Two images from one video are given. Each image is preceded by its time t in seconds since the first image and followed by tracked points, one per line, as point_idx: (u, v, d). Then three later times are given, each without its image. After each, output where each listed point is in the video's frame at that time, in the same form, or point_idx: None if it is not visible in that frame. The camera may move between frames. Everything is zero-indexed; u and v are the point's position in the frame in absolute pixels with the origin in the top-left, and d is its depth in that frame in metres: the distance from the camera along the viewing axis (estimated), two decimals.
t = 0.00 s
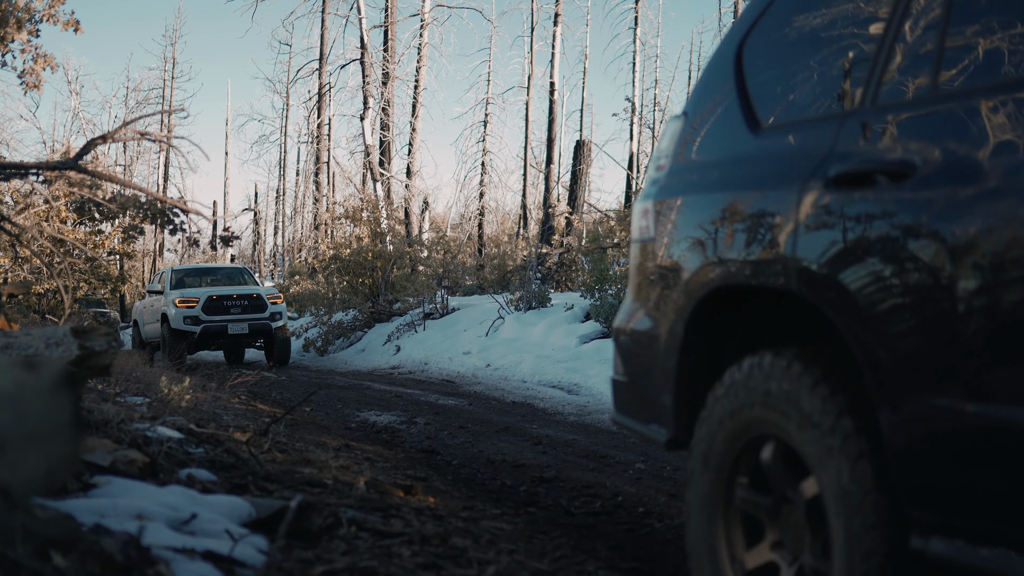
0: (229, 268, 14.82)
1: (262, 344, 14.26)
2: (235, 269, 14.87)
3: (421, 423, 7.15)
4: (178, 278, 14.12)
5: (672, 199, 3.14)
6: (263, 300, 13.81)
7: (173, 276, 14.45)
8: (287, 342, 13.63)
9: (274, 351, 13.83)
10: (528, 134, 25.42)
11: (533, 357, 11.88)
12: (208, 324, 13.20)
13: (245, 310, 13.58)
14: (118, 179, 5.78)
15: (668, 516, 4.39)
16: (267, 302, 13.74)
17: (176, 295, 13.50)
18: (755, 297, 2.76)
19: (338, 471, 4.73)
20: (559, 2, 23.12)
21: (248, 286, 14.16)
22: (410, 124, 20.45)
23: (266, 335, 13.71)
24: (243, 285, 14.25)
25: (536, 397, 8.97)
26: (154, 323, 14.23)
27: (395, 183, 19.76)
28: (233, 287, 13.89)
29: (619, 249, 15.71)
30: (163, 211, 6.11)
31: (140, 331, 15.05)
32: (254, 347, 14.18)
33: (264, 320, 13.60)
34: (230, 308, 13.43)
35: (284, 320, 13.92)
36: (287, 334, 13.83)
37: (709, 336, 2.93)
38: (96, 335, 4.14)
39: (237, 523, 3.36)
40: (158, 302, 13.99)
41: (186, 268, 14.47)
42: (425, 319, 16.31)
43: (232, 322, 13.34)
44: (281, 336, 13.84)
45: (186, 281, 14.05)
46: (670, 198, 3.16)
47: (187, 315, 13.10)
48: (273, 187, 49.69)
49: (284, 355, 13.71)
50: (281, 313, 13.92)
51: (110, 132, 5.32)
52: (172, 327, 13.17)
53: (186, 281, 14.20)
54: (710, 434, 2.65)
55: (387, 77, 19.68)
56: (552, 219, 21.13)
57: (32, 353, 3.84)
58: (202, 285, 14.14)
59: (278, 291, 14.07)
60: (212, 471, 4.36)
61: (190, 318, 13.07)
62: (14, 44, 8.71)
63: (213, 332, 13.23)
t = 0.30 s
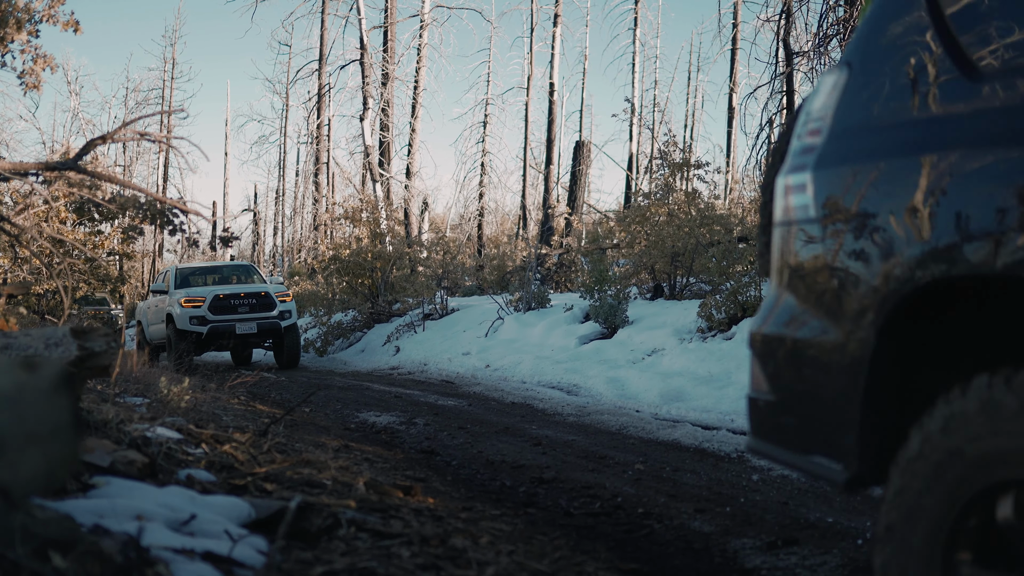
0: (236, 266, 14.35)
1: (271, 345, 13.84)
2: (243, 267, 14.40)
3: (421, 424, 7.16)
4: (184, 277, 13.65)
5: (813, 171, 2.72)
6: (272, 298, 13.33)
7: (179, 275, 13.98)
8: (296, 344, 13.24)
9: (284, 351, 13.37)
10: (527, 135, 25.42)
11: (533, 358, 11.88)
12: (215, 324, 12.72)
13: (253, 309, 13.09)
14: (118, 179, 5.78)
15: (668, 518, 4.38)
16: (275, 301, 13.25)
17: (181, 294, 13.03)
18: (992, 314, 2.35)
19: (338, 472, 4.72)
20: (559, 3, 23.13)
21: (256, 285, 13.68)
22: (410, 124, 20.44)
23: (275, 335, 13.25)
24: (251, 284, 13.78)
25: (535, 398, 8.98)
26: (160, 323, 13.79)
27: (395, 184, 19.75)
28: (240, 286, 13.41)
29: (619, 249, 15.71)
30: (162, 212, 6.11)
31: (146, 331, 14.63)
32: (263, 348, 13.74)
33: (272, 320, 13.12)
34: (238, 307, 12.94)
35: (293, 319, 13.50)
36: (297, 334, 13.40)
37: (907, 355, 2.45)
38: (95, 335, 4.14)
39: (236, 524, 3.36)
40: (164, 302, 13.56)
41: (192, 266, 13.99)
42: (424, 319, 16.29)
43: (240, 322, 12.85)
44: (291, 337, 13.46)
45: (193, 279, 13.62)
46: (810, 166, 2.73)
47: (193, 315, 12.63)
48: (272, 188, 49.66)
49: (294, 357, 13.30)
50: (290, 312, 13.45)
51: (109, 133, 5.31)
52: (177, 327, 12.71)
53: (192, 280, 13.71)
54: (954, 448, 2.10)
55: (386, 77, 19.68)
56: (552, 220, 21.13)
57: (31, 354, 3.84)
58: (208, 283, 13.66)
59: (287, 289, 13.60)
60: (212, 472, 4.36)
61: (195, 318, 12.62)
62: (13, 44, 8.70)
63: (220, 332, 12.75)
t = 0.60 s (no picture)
0: (247, 265, 13.40)
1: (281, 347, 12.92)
2: (254, 265, 13.44)
3: (420, 425, 7.15)
4: (191, 275, 12.65)
5: None
6: (285, 298, 12.39)
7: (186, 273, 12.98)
8: (309, 345, 12.42)
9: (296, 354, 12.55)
10: (527, 135, 25.41)
11: (533, 359, 11.89)
12: (225, 325, 11.70)
13: (265, 309, 12.08)
14: (117, 180, 5.79)
15: (668, 519, 4.38)
16: (289, 301, 12.33)
17: (189, 293, 12.00)
18: None
19: (337, 473, 4.72)
20: (558, 3, 23.13)
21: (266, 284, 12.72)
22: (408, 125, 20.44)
23: (287, 337, 12.32)
24: (263, 283, 12.82)
25: (535, 398, 8.98)
26: (167, 324, 12.85)
27: (394, 185, 19.76)
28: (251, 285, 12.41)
29: (618, 250, 15.71)
30: (161, 212, 6.10)
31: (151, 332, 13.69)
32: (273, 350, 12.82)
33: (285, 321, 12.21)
34: (249, 307, 11.93)
35: (307, 318, 12.55)
36: (310, 335, 12.56)
37: None
38: (94, 336, 4.14)
39: (236, 525, 3.36)
40: (171, 301, 12.59)
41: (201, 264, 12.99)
42: (424, 320, 16.28)
43: (251, 323, 11.85)
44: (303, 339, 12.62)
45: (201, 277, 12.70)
46: (1022, 126, 2.33)
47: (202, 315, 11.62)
48: (271, 189, 49.62)
49: (307, 360, 12.52)
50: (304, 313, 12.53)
51: (108, 133, 5.32)
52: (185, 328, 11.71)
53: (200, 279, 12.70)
54: None
55: (386, 78, 19.67)
56: (551, 220, 21.13)
57: (30, 354, 3.83)
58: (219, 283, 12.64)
59: (300, 289, 12.69)
60: (211, 473, 4.36)
61: (204, 319, 11.61)
62: (11, 44, 8.70)
63: (230, 334, 11.74)
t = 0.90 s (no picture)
0: (258, 264, 12.76)
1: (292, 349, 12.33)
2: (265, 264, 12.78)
3: (419, 427, 7.15)
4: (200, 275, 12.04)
5: None
6: (299, 299, 11.76)
7: (195, 272, 12.34)
8: (323, 348, 11.88)
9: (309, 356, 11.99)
10: (526, 136, 25.42)
11: (532, 360, 11.88)
12: (236, 327, 11.09)
13: (278, 311, 11.46)
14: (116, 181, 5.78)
15: (667, 520, 4.38)
16: (302, 302, 11.71)
17: (198, 293, 11.40)
18: None
19: (336, 474, 4.72)
20: (557, 5, 23.15)
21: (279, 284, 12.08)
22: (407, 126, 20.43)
23: (301, 339, 11.72)
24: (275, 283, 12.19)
25: (534, 400, 8.97)
26: (175, 324, 12.26)
27: (393, 186, 19.76)
28: (263, 286, 11.79)
29: (618, 251, 15.72)
30: (160, 214, 6.09)
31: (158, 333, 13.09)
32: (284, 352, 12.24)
33: (299, 322, 11.60)
34: (262, 308, 11.30)
35: (321, 320, 11.95)
36: (323, 337, 12.00)
37: None
38: (93, 338, 4.14)
39: (234, 527, 3.36)
40: (179, 300, 11.97)
41: (211, 262, 12.34)
42: (423, 321, 16.28)
43: (264, 325, 11.22)
44: (316, 341, 12.06)
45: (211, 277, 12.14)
46: None
47: (213, 316, 11.02)
48: (270, 190, 49.58)
49: (320, 362, 11.97)
50: (318, 315, 11.91)
51: (107, 134, 5.33)
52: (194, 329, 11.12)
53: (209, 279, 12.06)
54: None
55: (385, 79, 19.68)
56: (550, 221, 21.13)
57: (29, 356, 3.83)
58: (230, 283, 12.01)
59: (314, 290, 12.07)
60: (211, 475, 4.36)
61: (215, 321, 10.98)
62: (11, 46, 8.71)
63: (241, 337, 11.13)
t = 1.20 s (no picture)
0: (269, 261, 12.30)
1: (304, 349, 11.86)
2: (276, 262, 12.33)
3: (418, 427, 7.15)
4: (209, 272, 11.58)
5: None
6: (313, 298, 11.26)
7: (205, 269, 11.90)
8: (338, 349, 11.43)
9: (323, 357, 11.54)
10: (525, 137, 25.44)
11: (532, 360, 11.89)
12: (247, 326, 10.61)
13: (291, 309, 10.96)
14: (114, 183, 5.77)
15: (667, 520, 4.37)
16: (317, 300, 11.20)
17: (207, 291, 10.94)
18: None
19: (336, 475, 4.72)
20: (556, 5, 23.16)
21: (293, 282, 11.56)
22: (407, 127, 20.44)
23: (314, 339, 11.23)
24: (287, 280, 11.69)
25: (533, 400, 8.97)
26: (183, 323, 11.82)
27: (393, 187, 19.74)
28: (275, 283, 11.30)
29: (617, 252, 15.73)
30: (159, 215, 6.09)
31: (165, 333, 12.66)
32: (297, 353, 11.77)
33: (313, 322, 11.10)
34: (274, 307, 10.80)
35: (335, 319, 11.47)
36: (338, 338, 11.54)
37: None
38: (93, 338, 4.14)
39: (234, 528, 3.36)
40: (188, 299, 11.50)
41: (222, 259, 11.90)
42: (423, 322, 16.28)
43: (276, 325, 10.74)
44: (330, 342, 11.59)
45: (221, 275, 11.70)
46: None
47: (222, 315, 10.55)
48: (269, 191, 49.55)
49: (334, 364, 11.52)
50: (332, 314, 11.41)
51: (107, 135, 5.32)
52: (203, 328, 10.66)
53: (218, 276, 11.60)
54: None
55: (384, 80, 19.68)
56: (550, 222, 21.14)
57: (28, 357, 3.83)
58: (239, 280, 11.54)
59: (328, 288, 11.58)
60: (211, 476, 4.36)
61: (225, 320, 10.51)
62: (10, 47, 8.71)
63: (252, 337, 10.65)
